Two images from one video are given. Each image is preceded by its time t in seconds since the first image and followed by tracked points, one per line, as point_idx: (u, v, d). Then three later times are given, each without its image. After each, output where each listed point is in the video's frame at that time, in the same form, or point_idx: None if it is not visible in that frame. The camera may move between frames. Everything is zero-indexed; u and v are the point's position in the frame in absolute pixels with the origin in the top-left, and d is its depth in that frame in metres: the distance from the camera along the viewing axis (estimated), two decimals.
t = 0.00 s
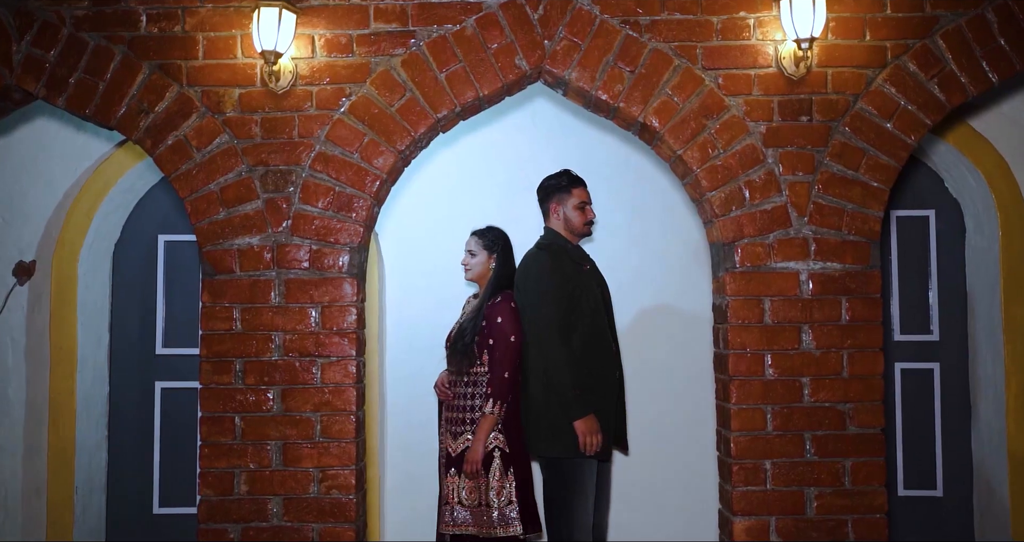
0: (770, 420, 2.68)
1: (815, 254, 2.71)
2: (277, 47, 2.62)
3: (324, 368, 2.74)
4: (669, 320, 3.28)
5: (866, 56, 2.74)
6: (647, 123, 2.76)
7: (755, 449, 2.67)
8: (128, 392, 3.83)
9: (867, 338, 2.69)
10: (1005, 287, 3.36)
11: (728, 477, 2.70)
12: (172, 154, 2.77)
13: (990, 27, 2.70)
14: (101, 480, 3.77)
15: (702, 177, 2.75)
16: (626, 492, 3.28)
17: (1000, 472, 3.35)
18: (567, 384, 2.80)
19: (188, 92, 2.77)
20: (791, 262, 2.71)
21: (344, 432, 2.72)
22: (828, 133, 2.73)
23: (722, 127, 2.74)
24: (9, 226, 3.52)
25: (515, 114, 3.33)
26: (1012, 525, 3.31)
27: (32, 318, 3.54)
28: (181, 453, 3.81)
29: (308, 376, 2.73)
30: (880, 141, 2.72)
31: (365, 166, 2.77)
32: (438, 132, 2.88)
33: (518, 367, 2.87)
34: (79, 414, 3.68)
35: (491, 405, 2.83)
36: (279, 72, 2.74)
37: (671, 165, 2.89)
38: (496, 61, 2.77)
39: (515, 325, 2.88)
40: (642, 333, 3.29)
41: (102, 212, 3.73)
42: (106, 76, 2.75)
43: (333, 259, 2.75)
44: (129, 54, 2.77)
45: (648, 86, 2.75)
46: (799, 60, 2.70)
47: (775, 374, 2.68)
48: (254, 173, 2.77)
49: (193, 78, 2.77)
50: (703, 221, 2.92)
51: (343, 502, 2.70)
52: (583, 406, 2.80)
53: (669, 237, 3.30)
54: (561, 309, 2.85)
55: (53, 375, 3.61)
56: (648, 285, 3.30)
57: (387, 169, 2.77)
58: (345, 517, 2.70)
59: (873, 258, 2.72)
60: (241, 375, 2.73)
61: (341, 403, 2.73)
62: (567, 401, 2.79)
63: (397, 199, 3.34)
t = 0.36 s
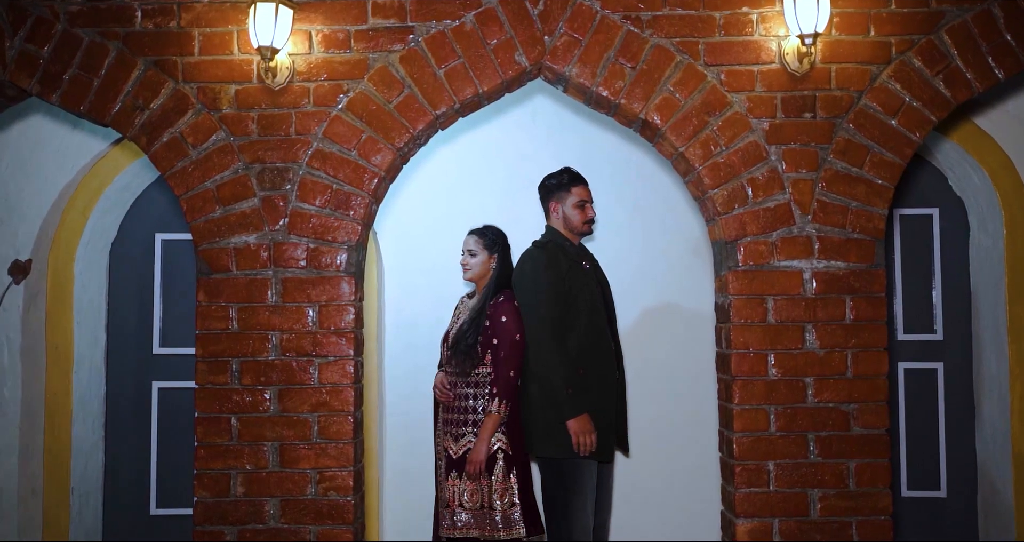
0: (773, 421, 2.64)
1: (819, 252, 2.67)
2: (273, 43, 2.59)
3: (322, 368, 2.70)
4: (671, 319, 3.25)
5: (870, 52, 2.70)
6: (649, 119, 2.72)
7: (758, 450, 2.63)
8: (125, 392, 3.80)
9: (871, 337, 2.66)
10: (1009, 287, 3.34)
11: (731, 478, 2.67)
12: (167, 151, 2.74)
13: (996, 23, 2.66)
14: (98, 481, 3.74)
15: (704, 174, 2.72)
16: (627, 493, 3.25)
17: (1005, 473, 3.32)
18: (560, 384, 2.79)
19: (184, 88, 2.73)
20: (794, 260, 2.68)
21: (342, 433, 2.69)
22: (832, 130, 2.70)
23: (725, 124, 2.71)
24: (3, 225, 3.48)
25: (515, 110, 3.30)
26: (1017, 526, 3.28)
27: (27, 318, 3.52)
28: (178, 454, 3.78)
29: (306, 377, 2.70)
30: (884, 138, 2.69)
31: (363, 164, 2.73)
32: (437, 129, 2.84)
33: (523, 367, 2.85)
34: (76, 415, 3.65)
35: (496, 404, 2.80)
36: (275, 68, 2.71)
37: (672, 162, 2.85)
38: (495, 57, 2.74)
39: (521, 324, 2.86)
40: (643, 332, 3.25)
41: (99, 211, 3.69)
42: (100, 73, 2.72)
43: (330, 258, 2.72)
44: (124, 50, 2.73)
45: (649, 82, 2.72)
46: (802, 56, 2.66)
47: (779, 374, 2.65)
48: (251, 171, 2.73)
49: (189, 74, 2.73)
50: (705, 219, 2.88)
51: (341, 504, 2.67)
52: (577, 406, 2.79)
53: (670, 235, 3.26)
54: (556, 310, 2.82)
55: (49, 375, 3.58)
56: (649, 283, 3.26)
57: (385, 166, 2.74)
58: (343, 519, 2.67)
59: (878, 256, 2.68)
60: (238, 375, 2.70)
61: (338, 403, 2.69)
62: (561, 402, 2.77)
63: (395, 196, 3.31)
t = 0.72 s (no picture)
0: (775, 422, 2.60)
1: (822, 251, 2.64)
2: (269, 38, 2.55)
3: (318, 368, 2.67)
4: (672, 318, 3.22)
5: (874, 48, 2.66)
6: (649, 116, 2.69)
7: (759, 451, 2.60)
8: (119, 392, 3.75)
9: (875, 337, 2.62)
10: (1012, 287, 3.29)
11: (732, 479, 2.63)
12: (161, 148, 2.70)
13: (1001, 18, 2.63)
14: (92, 480, 3.70)
15: (706, 171, 2.68)
16: (626, 494, 3.21)
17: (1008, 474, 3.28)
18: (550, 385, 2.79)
19: (178, 84, 2.69)
20: (797, 259, 2.64)
21: (338, 434, 2.65)
22: (835, 127, 2.66)
23: (727, 121, 2.67)
24: None
25: (514, 107, 3.27)
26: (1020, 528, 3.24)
27: (21, 316, 3.47)
28: (173, 454, 3.74)
29: (301, 376, 2.66)
30: (888, 135, 2.65)
31: (359, 161, 2.69)
32: (435, 125, 2.81)
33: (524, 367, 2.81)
34: (70, 414, 3.61)
35: (501, 403, 2.78)
36: (271, 63, 2.67)
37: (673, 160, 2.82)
38: (494, 52, 2.70)
39: (522, 324, 2.83)
40: (643, 332, 3.21)
41: (93, 209, 3.65)
42: (93, 68, 2.68)
43: (326, 256, 2.68)
44: (117, 45, 2.69)
45: (650, 78, 2.68)
46: (805, 52, 2.63)
47: (781, 374, 2.61)
48: (246, 167, 2.70)
49: (183, 70, 2.69)
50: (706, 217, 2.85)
51: (337, 506, 2.63)
52: (569, 406, 2.79)
53: (671, 234, 3.23)
54: (551, 309, 2.83)
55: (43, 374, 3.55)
56: (649, 281, 3.22)
57: (382, 163, 2.70)
58: (338, 521, 2.63)
59: (881, 255, 2.65)
60: (232, 375, 2.66)
61: (334, 404, 2.66)
62: (552, 402, 2.77)
63: (392, 193, 3.26)
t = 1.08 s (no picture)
0: (780, 423, 2.53)
1: (829, 247, 2.56)
2: (260, 28, 2.49)
3: (310, 368, 2.59)
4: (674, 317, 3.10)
5: (882, 38, 2.59)
6: (651, 109, 2.61)
7: (764, 453, 2.53)
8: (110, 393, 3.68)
9: (883, 336, 2.55)
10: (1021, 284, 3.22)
11: (736, 482, 2.56)
12: (149, 142, 2.62)
13: (1013, 8, 2.56)
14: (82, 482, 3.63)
15: (709, 165, 2.61)
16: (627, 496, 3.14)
17: (1017, 476, 3.21)
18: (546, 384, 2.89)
19: (166, 76, 2.62)
20: (802, 255, 2.57)
21: (331, 436, 2.58)
22: (842, 119, 2.59)
23: (730, 114, 2.60)
24: None
25: (513, 99, 3.17)
26: None
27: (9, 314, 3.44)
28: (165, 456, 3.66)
29: (293, 377, 2.59)
30: (896, 128, 2.58)
31: (353, 155, 2.62)
32: (431, 119, 2.73)
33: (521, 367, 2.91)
34: (60, 415, 3.56)
35: (503, 403, 2.89)
36: (262, 55, 2.60)
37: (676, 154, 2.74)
38: (491, 43, 2.63)
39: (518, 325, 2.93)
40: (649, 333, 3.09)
41: (84, 206, 3.58)
42: (79, 60, 2.61)
43: (319, 253, 2.61)
44: (104, 36, 2.62)
45: (652, 70, 2.61)
46: (811, 42, 2.56)
47: (786, 374, 2.54)
48: (236, 162, 2.62)
49: (172, 62, 2.62)
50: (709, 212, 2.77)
51: (330, 509, 2.56)
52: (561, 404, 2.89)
53: (673, 231, 3.12)
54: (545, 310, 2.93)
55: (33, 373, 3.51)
56: (649, 277, 3.09)
57: (376, 157, 2.63)
58: (331, 525, 2.56)
59: (890, 251, 2.58)
60: (222, 375, 2.59)
61: (328, 404, 2.59)
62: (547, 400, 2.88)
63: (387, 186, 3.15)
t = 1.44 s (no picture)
0: (790, 428, 2.39)
1: (842, 241, 2.42)
2: (237, 9, 2.34)
3: (292, 370, 2.44)
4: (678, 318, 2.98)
5: (899, 19, 2.44)
6: (653, 95, 2.47)
7: (774, 461, 2.38)
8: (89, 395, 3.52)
9: (900, 335, 2.40)
10: None
11: (744, 491, 2.42)
12: (120, 130, 2.47)
13: None
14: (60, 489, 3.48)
15: (715, 155, 2.46)
16: (626, 503, 3.00)
17: None
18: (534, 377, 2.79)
19: (139, 60, 2.47)
20: (814, 250, 2.42)
21: (314, 442, 2.43)
22: (856, 106, 2.44)
23: (738, 100, 2.45)
24: None
25: (510, 86, 3.03)
26: None
27: None
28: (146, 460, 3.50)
29: (274, 379, 2.44)
30: (914, 115, 2.43)
31: (337, 144, 2.48)
32: (420, 106, 2.59)
33: (502, 363, 2.81)
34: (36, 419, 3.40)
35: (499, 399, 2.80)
36: (240, 37, 2.45)
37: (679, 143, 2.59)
38: (483, 25, 2.49)
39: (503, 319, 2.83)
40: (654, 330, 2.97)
41: (62, 200, 3.43)
42: (46, 42, 2.46)
43: (301, 248, 2.46)
44: (72, 17, 2.47)
45: (654, 53, 2.46)
46: (824, 24, 2.41)
47: (797, 376, 2.39)
48: (213, 151, 2.48)
49: (145, 45, 2.47)
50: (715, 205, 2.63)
51: (312, 519, 2.41)
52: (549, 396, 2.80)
53: (677, 224, 2.99)
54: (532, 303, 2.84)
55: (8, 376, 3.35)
56: (649, 275, 2.98)
57: (362, 147, 2.48)
58: (314, 536, 2.41)
59: (906, 246, 2.43)
60: (198, 377, 2.44)
61: (310, 408, 2.44)
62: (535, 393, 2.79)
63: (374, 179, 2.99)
